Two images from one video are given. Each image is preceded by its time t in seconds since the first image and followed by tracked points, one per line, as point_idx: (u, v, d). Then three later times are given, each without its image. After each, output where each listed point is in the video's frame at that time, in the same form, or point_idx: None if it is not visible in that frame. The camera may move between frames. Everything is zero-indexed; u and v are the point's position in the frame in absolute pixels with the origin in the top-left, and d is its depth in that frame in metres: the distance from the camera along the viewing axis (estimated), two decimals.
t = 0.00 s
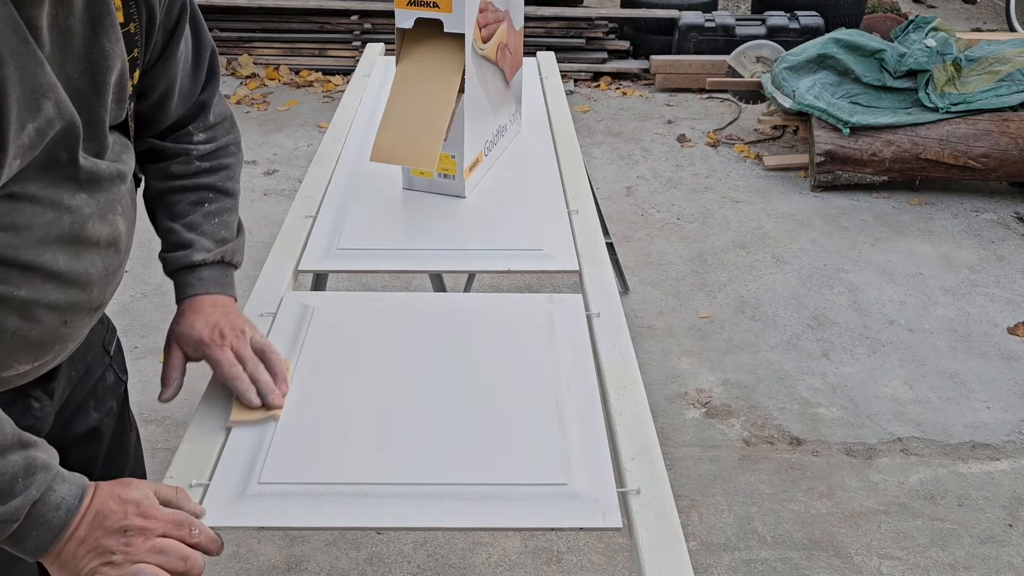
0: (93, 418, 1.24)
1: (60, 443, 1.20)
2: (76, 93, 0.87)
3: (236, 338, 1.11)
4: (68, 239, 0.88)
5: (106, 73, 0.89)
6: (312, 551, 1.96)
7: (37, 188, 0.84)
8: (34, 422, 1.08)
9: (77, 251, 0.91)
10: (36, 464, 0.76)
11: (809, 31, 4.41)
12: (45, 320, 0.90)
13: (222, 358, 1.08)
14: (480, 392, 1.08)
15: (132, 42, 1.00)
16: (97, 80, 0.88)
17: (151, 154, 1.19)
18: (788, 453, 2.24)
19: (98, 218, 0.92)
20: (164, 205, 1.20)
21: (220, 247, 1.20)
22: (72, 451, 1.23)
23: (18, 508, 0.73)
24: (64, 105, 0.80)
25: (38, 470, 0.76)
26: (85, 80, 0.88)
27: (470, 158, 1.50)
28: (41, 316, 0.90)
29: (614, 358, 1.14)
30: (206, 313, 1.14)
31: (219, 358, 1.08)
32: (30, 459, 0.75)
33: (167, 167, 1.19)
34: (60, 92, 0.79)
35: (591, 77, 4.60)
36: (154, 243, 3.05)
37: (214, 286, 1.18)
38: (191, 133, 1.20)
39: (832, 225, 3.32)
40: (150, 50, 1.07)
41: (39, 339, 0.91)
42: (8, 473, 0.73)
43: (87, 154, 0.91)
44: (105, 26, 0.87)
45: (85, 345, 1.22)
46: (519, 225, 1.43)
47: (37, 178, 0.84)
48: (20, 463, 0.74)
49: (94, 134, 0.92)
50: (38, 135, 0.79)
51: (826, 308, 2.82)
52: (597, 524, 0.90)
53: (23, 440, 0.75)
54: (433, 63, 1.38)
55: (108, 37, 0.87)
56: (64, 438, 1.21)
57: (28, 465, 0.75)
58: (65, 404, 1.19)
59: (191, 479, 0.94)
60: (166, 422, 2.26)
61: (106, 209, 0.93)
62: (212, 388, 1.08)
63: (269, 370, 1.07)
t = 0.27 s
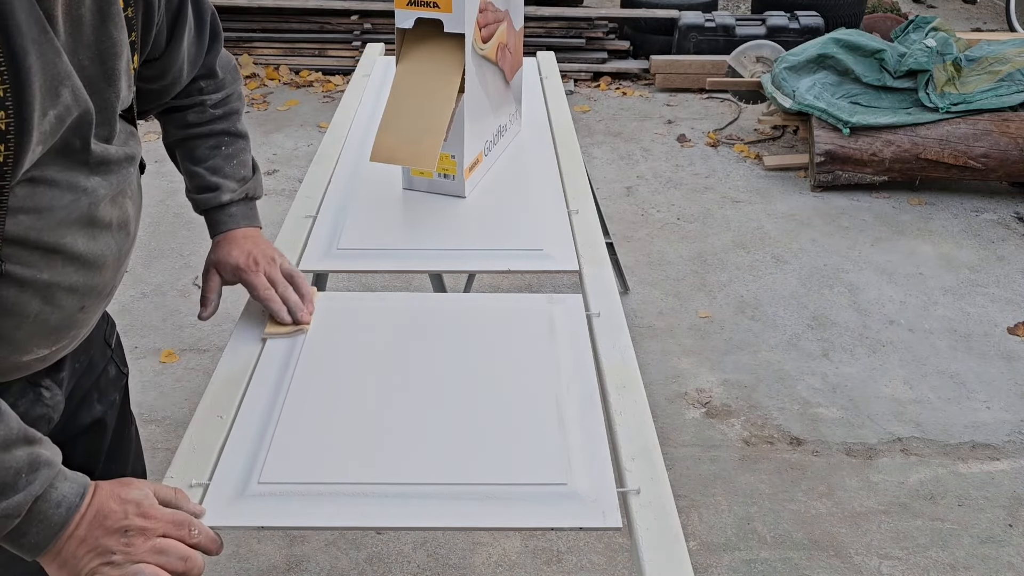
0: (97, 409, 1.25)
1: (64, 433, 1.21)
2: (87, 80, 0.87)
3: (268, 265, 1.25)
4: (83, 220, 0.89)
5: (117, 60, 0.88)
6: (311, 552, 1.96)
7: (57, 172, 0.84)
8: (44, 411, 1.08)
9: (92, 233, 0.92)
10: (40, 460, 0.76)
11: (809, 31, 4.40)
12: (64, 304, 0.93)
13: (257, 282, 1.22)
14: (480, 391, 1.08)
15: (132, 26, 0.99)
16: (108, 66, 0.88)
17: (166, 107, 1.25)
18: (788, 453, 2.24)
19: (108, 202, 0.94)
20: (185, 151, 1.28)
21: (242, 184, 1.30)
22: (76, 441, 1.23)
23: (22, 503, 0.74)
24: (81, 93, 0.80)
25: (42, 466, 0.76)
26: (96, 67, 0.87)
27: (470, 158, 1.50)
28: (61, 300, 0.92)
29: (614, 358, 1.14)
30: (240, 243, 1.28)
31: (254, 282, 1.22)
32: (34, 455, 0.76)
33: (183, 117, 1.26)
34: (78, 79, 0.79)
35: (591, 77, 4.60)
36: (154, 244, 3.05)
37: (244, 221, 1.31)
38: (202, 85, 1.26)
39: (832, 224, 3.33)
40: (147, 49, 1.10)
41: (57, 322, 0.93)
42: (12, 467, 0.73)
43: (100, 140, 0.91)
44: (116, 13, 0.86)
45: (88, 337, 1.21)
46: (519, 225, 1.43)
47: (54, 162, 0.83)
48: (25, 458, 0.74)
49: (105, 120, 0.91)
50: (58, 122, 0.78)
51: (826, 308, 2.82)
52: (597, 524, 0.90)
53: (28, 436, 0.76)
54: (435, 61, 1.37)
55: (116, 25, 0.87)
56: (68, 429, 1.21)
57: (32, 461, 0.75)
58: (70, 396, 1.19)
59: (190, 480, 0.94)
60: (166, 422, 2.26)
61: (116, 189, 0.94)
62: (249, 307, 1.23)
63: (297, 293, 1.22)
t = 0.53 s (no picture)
0: (98, 407, 1.24)
1: (66, 431, 1.21)
2: (92, 78, 0.87)
3: (270, 253, 1.25)
4: (84, 217, 0.89)
5: (121, 58, 0.88)
6: (311, 552, 1.96)
7: (60, 169, 0.84)
8: (45, 409, 1.08)
9: (93, 231, 0.92)
10: (41, 458, 0.76)
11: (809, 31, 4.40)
12: (67, 300, 0.93)
13: (260, 271, 1.23)
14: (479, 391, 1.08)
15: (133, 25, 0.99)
16: (113, 65, 0.88)
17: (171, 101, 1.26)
18: (788, 453, 2.24)
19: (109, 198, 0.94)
20: (190, 144, 1.29)
21: (244, 177, 1.31)
22: (77, 439, 1.23)
23: (22, 500, 0.74)
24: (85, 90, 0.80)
25: (42, 464, 0.76)
26: (101, 66, 0.87)
27: (471, 158, 1.50)
28: (64, 297, 0.92)
29: (614, 358, 1.13)
30: (241, 230, 1.28)
31: (257, 270, 1.23)
32: (35, 453, 0.76)
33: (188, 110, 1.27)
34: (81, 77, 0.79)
35: (591, 77, 4.60)
36: (154, 244, 3.05)
37: (246, 212, 1.31)
38: (206, 79, 1.26)
39: (832, 224, 3.33)
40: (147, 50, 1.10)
41: (60, 319, 0.94)
42: (12, 464, 0.73)
43: (103, 138, 0.91)
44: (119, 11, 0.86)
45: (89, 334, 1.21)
46: (518, 226, 1.43)
47: (57, 159, 0.83)
48: (26, 455, 0.74)
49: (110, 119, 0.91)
50: (62, 120, 0.78)
51: (826, 308, 2.82)
52: (597, 524, 0.90)
53: (29, 433, 0.76)
54: (435, 60, 1.37)
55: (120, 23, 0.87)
56: (69, 426, 1.21)
57: (33, 459, 0.75)
58: (71, 394, 1.18)
59: (190, 480, 0.94)
60: (166, 422, 2.26)
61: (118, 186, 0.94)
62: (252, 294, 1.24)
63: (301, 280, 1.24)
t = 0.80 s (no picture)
0: (99, 409, 1.24)
1: (66, 432, 1.21)
2: (92, 83, 0.87)
3: (246, 274, 1.22)
4: (78, 223, 0.89)
5: (122, 65, 0.88)
6: (311, 552, 1.95)
7: (55, 174, 0.84)
8: (38, 412, 1.08)
9: (89, 237, 0.92)
10: (41, 459, 0.76)
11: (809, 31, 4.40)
12: (57, 308, 0.93)
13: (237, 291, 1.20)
14: (480, 391, 1.08)
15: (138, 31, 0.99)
16: (114, 70, 0.88)
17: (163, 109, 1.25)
18: (788, 453, 2.24)
19: (106, 205, 0.94)
20: (175, 154, 1.27)
21: (226, 194, 1.29)
22: (77, 440, 1.23)
23: (22, 502, 0.73)
24: (81, 96, 0.79)
25: (43, 465, 0.76)
26: (102, 71, 0.87)
27: (471, 158, 1.49)
28: (54, 304, 0.92)
29: (613, 358, 1.14)
30: (218, 252, 1.25)
31: (234, 290, 1.20)
32: (35, 454, 0.75)
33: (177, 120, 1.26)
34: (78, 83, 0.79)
35: (591, 77, 4.60)
36: (154, 244, 3.05)
37: (221, 228, 1.28)
38: (200, 89, 1.26)
39: (832, 224, 3.33)
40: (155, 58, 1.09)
41: (50, 325, 0.94)
42: (12, 466, 0.73)
43: (103, 144, 0.90)
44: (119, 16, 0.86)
45: (91, 337, 1.21)
46: (518, 226, 1.43)
47: (51, 164, 0.83)
48: (26, 456, 0.74)
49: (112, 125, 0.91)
50: (58, 125, 0.78)
51: (826, 308, 2.82)
52: (597, 524, 0.90)
53: (28, 434, 0.76)
54: (433, 62, 1.37)
55: (121, 28, 0.87)
56: (68, 427, 1.21)
57: (32, 460, 0.75)
58: (71, 396, 1.19)
59: (190, 480, 0.93)
60: (166, 422, 2.26)
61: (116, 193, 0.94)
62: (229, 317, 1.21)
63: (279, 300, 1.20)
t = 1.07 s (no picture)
0: (99, 407, 1.24)
1: (66, 430, 1.21)
2: (94, 73, 0.87)
3: (235, 311, 1.14)
4: (84, 216, 0.89)
5: (124, 53, 0.89)
6: (311, 552, 1.95)
7: (59, 167, 0.83)
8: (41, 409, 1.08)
9: (94, 230, 0.92)
10: (42, 457, 0.76)
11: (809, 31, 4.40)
12: (61, 300, 0.93)
13: (218, 330, 1.12)
14: (480, 391, 1.08)
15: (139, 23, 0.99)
16: (116, 59, 0.88)
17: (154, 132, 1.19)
18: (788, 453, 2.24)
19: (110, 198, 0.93)
20: (170, 180, 1.21)
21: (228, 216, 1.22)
22: (76, 439, 1.23)
23: (23, 500, 0.74)
24: (84, 85, 0.79)
25: (44, 463, 0.76)
26: (103, 61, 0.88)
27: (471, 158, 1.50)
28: (58, 296, 0.92)
29: (613, 358, 1.13)
30: (210, 282, 1.18)
31: (215, 329, 1.12)
32: (37, 451, 0.76)
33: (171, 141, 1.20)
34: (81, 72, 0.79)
35: (591, 77, 4.60)
36: (154, 244, 3.05)
37: (222, 252, 1.20)
38: (189, 109, 1.20)
39: (832, 225, 3.33)
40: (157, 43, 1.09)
41: (55, 318, 0.94)
42: (14, 463, 0.73)
43: (107, 134, 0.91)
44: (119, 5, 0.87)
45: (93, 335, 1.21)
46: (518, 226, 1.43)
47: (57, 156, 0.83)
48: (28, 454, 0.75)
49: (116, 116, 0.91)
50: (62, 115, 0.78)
51: (826, 308, 2.82)
52: (597, 523, 0.90)
53: (31, 432, 0.76)
54: (435, 60, 1.38)
55: (121, 17, 0.87)
56: (69, 426, 1.21)
57: (34, 458, 0.75)
58: (72, 394, 1.18)
59: (190, 480, 0.93)
60: (166, 422, 2.26)
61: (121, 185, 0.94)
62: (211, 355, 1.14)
63: (263, 344, 1.12)
